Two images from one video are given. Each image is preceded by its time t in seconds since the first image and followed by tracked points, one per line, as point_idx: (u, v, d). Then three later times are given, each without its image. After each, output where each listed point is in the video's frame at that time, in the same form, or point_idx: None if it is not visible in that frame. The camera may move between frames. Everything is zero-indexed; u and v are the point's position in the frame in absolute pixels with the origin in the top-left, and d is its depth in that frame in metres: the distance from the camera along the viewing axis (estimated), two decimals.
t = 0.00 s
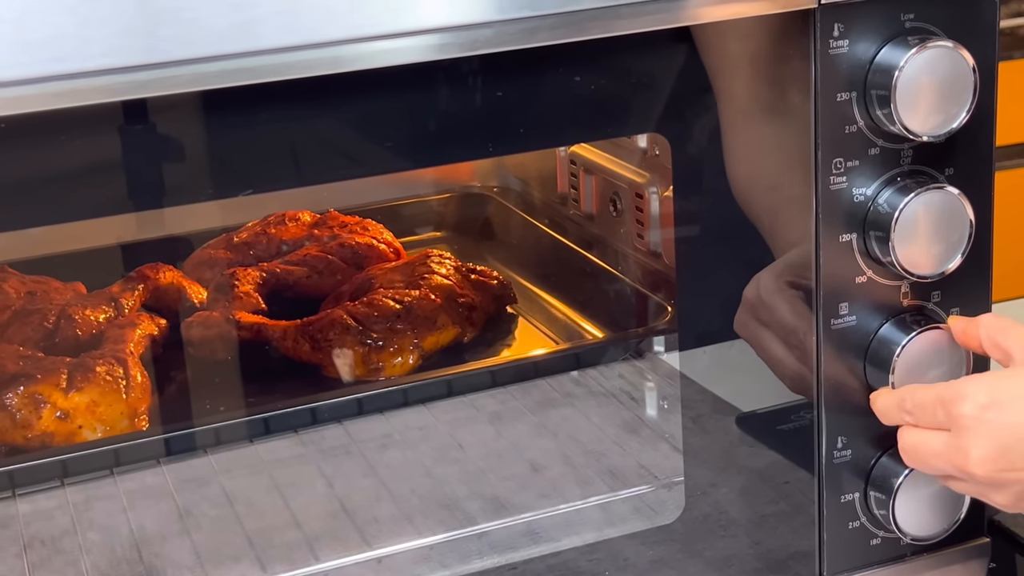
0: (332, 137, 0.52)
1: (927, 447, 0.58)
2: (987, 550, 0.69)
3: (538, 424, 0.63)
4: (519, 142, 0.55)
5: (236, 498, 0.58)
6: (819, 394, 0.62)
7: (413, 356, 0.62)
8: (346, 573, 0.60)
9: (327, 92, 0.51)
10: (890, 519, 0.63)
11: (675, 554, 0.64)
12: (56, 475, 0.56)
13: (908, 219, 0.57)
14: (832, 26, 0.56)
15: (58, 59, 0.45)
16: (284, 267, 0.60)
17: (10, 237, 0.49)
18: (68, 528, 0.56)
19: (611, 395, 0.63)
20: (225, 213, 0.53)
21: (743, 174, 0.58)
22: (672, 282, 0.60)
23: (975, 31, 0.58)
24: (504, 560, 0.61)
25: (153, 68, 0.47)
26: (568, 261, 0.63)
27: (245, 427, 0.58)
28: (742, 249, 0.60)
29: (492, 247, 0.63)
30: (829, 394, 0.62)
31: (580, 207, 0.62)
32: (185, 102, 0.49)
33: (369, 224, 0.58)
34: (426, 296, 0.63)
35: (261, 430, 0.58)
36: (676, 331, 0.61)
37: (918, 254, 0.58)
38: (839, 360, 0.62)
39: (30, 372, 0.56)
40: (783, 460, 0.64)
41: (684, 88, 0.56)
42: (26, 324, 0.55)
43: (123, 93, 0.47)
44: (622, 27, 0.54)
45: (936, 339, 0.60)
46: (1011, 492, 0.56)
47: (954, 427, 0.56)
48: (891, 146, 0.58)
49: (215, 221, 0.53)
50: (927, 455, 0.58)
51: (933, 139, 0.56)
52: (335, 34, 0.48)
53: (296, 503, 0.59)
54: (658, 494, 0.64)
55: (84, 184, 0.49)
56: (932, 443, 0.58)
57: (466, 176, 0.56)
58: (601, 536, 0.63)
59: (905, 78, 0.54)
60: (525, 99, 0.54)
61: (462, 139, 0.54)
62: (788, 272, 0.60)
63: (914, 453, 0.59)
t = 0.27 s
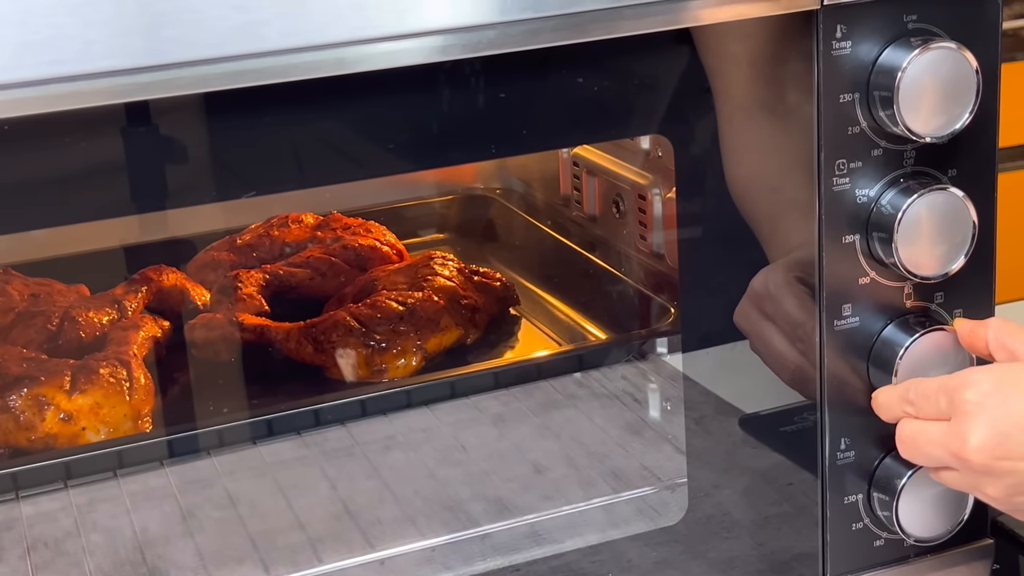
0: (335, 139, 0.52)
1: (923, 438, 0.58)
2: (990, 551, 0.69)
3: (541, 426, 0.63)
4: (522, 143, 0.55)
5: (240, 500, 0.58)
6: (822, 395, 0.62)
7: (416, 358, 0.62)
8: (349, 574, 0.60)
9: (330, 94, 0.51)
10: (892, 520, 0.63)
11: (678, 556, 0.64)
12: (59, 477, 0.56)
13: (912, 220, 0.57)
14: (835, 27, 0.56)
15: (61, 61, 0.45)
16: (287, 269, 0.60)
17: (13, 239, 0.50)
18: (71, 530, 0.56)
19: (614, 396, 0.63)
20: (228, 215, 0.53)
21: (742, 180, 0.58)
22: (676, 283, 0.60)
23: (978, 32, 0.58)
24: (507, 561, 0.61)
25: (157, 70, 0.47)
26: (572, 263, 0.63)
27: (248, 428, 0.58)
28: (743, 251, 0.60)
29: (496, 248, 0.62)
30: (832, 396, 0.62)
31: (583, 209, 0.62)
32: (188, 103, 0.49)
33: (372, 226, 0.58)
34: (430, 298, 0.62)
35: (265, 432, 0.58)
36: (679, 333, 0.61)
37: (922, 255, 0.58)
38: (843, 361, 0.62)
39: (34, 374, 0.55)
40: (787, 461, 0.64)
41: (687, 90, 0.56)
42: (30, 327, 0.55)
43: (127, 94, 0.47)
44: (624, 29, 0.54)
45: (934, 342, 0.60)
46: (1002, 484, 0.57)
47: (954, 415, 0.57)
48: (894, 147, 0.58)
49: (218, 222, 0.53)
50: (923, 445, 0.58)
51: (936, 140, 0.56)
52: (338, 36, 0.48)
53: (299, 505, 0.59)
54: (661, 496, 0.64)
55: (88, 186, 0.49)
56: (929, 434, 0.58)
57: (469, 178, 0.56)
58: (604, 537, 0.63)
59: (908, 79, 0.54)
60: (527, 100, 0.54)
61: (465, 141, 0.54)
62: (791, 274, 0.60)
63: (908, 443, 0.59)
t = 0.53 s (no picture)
0: (335, 141, 0.52)
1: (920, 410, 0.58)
2: (991, 552, 0.69)
3: (542, 428, 0.63)
4: (522, 145, 0.55)
5: (241, 502, 0.58)
6: (823, 396, 0.62)
7: (417, 359, 0.62)
8: None
9: (330, 96, 0.51)
10: (893, 521, 0.62)
11: (679, 557, 0.64)
12: (60, 480, 0.56)
13: (912, 221, 0.57)
14: (835, 29, 0.56)
15: (63, 63, 0.45)
16: (288, 271, 0.60)
17: (15, 241, 0.50)
18: (73, 532, 0.56)
19: (615, 398, 0.63)
20: (229, 217, 0.53)
21: (740, 180, 0.58)
22: (676, 285, 0.60)
23: (978, 34, 0.58)
24: (508, 563, 0.62)
25: (157, 72, 0.47)
26: (572, 264, 0.62)
27: (248, 430, 0.58)
28: (743, 252, 0.60)
29: (496, 250, 0.62)
30: (833, 397, 0.62)
31: (584, 211, 0.62)
32: (190, 106, 0.49)
33: (372, 228, 0.58)
34: (430, 300, 0.62)
35: (265, 434, 0.58)
36: (680, 335, 0.61)
37: (923, 256, 0.58)
38: (843, 363, 0.62)
39: (35, 376, 0.55)
40: (788, 463, 0.64)
41: (688, 92, 0.56)
42: (31, 329, 0.55)
43: (129, 96, 0.47)
44: (624, 31, 0.54)
45: (931, 348, 0.60)
46: (995, 462, 0.58)
47: (958, 389, 0.58)
48: (895, 148, 0.58)
49: (219, 224, 0.53)
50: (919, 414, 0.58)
51: (936, 142, 0.56)
52: (338, 38, 0.48)
53: (300, 507, 0.59)
54: (662, 497, 0.64)
55: (89, 188, 0.49)
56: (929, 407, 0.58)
57: (469, 180, 0.57)
58: (605, 539, 0.63)
59: (908, 81, 0.54)
60: (528, 102, 0.54)
61: (466, 143, 0.54)
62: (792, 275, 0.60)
63: (903, 418, 0.59)
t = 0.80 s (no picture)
0: (335, 143, 0.52)
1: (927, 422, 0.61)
2: (993, 553, 0.69)
3: (542, 429, 0.63)
4: (523, 146, 0.55)
5: (241, 503, 0.58)
6: (824, 398, 0.62)
7: (417, 361, 0.62)
8: None
9: (330, 98, 0.51)
10: (895, 523, 0.62)
11: (680, 559, 0.64)
12: (60, 482, 0.56)
13: (912, 222, 0.57)
14: (835, 30, 0.56)
15: (62, 65, 0.45)
16: (288, 273, 0.60)
17: (15, 243, 0.50)
18: (73, 533, 0.56)
19: (615, 399, 0.63)
20: (229, 219, 0.53)
21: (740, 182, 0.58)
22: (677, 286, 0.60)
23: (978, 34, 0.58)
24: (508, 565, 0.61)
25: (157, 74, 0.47)
26: (573, 265, 0.63)
27: (249, 432, 0.58)
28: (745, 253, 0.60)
29: (497, 251, 0.63)
30: (834, 399, 0.62)
31: (585, 212, 0.62)
32: (190, 107, 0.49)
33: (372, 230, 0.58)
34: (430, 301, 0.62)
35: (266, 435, 0.58)
36: (680, 336, 0.61)
37: (924, 257, 0.58)
38: (844, 364, 0.62)
39: (35, 378, 0.55)
40: (789, 464, 0.64)
41: (688, 93, 0.56)
42: (32, 330, 0.56)
43: (130, 98, 0.47)
44: (624, 32, 0.54)
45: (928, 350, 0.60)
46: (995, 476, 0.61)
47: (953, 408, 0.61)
48: (895, 149, 0.58)
49: (220, 226, 0.53)
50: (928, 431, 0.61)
51: (937, 143, 0.56)
52: (338, 39, 0.48)
53: (301, 509, 0.59)
54: (663, 499, 0.64)
55: (89, 189, 0.49)
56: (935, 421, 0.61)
57: (469, 181, 0.57)
58: (606, 541, 0.63)
59: (908, 82, 0.54)
60: (528, 103, 0.54)
61: (466, 144, 0.54)
62: (793, 276, 0.60)
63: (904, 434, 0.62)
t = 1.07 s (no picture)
0: (334, 145, 0.52)
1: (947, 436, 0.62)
2: (994, 554, 0.69)
3: (542, 430, 0.63)
4: (523, 147, 0.55)
5: (241, 505, 0.58)
6: (824, 399, 0.62)
7: (417, 362, 0.62)
8: None
9: (330, 99, 0.51)
10: (895, 524, 0.62)
11: (680, 559, 0.64)
12: (60, 483, 0.56)
13: (913, 223, 0.57)
14: (835, 30, 0.56)
15: (62, 66, 0.45)
16: (288, 274, 0.60)
17: (16, 244, 0.50)
18: (73, 535, 0.56)
19: (615, 400, 0.63)
20: (229, 220, 0.53)
21: (740, 183, 0.58)
22: (676, 287, 0.60)
23: (978, 35, 0.58)
24: (508, 565, 0.62)
25: (155, 75, 0.47)
26: (574, 266, 0.63)
27: (249, 433, 0.58)
28: (744, 254, 0.60)
29: (497, 252, 0.63)
30: (834, 399, 0.62)
31: (585, 213, 0.62)
32: (189, 108, 0.49)
33: (372, 231, 0.58)
34: (430, 302, 0.62)
35: (266, 436, 0.58)
36: (680, 337, 0.61)
37: (925, 258, 0.58)
38: (844, 365, 0.62)
39: (35, 379, 0.55)
40: (789, 465, 0.64)
41: (688, 94, 0.56)
42: (32, 332, 0.55)
43: (129, 99, 0.47)
44: (624, 33, 0.54)
45: (927, 349, 0.60)
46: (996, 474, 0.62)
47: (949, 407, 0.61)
48: (895, 150, 0.58)
49: (219, 228, 0.53)
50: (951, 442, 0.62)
51: (936, 143, 0.56)
52: (338, 40, 0.48)
53: (302, 510, 0.59)
54: (663, 500, 0.64)
55: (89, 191, 0.49)
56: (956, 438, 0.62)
57: (469, 182, 0.56)
58: (606, 542, 0.63)
59: (908, 83, 0.54)
60: (528, 104, 0.54)
61: (466, 145, 0.54)
62: (793, 277, 0.60)
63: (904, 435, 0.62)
